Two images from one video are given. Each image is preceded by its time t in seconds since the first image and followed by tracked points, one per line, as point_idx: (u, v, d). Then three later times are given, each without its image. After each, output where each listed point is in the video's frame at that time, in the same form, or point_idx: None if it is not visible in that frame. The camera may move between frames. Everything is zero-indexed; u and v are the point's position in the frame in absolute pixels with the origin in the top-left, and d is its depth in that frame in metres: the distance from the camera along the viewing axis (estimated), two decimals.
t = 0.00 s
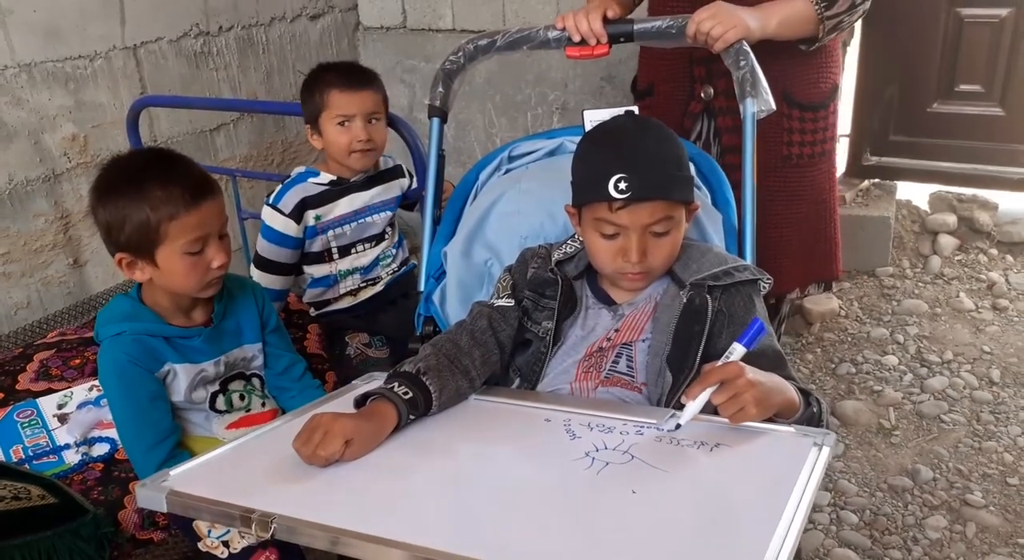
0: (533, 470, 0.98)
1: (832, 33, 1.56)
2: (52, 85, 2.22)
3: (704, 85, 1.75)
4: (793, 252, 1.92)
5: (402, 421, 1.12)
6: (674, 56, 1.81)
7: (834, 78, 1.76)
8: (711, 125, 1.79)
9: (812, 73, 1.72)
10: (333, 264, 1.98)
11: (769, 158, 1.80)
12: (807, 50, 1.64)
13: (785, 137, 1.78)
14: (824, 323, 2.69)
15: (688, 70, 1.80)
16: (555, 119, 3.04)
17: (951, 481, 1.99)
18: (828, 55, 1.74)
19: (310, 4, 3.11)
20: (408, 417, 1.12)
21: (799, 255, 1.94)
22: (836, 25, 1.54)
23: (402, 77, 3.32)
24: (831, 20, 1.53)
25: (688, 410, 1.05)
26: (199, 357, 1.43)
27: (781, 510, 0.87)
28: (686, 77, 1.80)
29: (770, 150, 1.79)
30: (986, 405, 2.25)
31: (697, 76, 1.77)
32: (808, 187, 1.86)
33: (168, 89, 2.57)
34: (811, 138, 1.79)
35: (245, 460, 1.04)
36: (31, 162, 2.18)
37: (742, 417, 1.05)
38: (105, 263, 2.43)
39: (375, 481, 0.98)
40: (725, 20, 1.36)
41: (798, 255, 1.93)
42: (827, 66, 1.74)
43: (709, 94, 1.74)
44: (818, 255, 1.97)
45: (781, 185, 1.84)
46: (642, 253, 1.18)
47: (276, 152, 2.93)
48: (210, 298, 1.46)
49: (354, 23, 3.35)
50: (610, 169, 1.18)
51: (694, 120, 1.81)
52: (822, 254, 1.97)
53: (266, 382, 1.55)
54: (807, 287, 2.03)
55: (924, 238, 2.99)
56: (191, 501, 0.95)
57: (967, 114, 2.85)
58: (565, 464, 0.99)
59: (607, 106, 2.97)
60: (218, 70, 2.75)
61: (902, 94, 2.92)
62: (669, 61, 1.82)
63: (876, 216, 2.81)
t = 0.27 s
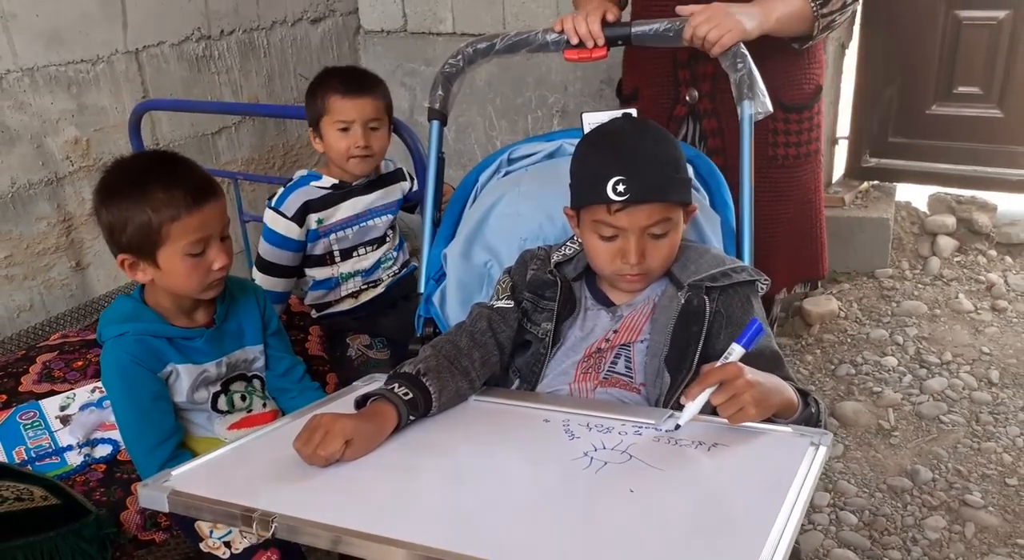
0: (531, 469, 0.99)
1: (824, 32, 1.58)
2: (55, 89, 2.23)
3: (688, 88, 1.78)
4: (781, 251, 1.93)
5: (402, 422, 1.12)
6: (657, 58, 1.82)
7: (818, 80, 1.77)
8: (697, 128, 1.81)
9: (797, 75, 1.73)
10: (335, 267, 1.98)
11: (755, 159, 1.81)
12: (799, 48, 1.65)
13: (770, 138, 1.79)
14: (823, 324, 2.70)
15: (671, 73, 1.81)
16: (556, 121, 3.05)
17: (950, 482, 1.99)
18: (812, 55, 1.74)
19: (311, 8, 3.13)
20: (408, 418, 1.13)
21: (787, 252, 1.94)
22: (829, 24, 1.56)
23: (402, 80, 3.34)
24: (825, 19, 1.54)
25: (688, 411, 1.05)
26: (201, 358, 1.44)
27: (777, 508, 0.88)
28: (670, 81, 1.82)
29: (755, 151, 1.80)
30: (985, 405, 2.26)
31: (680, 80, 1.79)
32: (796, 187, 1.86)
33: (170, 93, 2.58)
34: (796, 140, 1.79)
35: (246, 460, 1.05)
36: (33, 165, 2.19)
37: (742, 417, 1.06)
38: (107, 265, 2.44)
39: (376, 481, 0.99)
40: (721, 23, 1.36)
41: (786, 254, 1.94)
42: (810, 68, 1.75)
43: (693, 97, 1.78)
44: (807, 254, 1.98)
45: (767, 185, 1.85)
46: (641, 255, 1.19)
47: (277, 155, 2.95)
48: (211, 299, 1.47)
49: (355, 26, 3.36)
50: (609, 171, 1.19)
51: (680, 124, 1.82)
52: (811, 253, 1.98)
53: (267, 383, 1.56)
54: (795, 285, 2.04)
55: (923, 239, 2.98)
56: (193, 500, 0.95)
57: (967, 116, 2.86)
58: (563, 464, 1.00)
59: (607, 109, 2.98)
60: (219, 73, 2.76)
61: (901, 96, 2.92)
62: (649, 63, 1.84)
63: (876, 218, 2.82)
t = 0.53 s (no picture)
0: (532, 469, 1.00)
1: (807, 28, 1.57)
2: (57, 92, 2.24)
3: (676, 93, 1.81)
4: (773, 250, 1.93)
5: (403, 422, 1.13)
6: (643, 60, 1.83)
7: (803, 78, 1.78)
8: (687, 132, 1.83)
9: (783, 74, 1.75)
10: (341, 270, 1.98)
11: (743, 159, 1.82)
12: (785, 43, 1.66)
13: (758, 138, 1.80)
14: (824, 325, 2.70)
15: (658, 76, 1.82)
16: (557, 123, 3.06)
17: (951, 482, 2.00)
18: (795, 53, 1.75)
19: (312, 10, 3.14)
20: (410, 418, 1.14)
21: (780, 252, 1.94)
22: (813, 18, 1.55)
23: (404, 82, 3.34)
24: (811, 12, 1.54)
25: (688, 410, 1.06)
26: (204, 359, 1.44)
27: (775, 507, 0.89)
28: (657, 84, 1.83)
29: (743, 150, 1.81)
30: (986, 406, 2.26)
31: (667, 85, 1.81)
32: (786, 186, 1.86)
33: (172, 95, 2.59)
34: (784, 139, 1.80)
35: (249, 460, 1.06)
36: (36, 168, 2.20)
37: (741, 418, 1.06)
38: (109, 267, 2.45)
39: (377, 480, 1.00)
40: (713, 20, 1.38)
41: (778, 253, 1.94)
42: (795, 67, 1.76)
43: (681, 101, 1.80)
44: (801, 253, 1.97)
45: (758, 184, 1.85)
46: (642, 255, 1.19)
47: (279, 157, 2.95)
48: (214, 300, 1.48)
49: (357, 29, 3.37)
50: (611, 173, 1.20)
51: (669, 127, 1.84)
52: (804, 251, 1.97)
53: (269, 384, 1.57)
54: (789, 284, 2.03)
55: (924, 240, 2.97)
56: (196, 500, 0.96)
57: (967, 117, 2.86)
58: (563, 463, 1.01)
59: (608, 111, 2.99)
60: (221, 76, 2.77)
61: (902, 97, 2.93)
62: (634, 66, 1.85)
63: (877, 219, 2.81)
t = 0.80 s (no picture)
0: (534, 467, 1.01)
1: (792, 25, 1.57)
2: (63, 95, 2.26)
3: (662, 97, 1.84)
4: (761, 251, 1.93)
5: (407, 421, 1.14)
6: (628, 65, 1.86)
7: (785, 81, 1.82)
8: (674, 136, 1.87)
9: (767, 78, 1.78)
10: (353, 274, 2.00)
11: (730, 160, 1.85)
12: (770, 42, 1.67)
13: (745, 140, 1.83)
14: (826, 326, 2.70)
15: (644, 82, 1.85)
16: (559, 125, 3.07)
17: (953, 482, 2.00)
18: (776, 56, 1.79)
19: (316, 13, 3.15)
20: (413, 417, 1.15)
21: (768, 253, 1.94)
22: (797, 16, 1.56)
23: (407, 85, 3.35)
24: (795, 8, 1.54)
25: (687, 409, 1.07)
26: (209, 358, 1.46)
27: (776, 505, 0.90)
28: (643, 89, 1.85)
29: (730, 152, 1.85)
30: (988, 406, 2.26)
31: (653, 90, 1.84)
32: (771, 187, 1.89)
33: (177, 98, 2.60)
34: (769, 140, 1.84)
35: (254, 458, 1.07)
36: (41, 170, 2.22)
37: (739, 417, 1.07)
38: (114, 269, 2.46)
39: (381, 478, 1.01)
40: (701, 15, 1.38)
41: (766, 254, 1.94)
42: (778, 70, 1.80)
43: (667, 105, 1.84)
44: (791, 254, 1.96)
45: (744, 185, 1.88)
46: (646, 256, 1.20)
47: (283, 159, 2.97)
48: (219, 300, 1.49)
49: (360, 32, 3.38)
50: (616, 173, 1.21)
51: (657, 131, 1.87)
52: (794, 252, 1.96)
53: (274, 384, 1.58)
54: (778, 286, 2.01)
55: (925, 241, 2.96)
56: (201, 497, 0.97)
57: (968, 118, 2.87)
58: (566, 462, 1.02)
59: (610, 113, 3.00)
60: (226, 79, 2.78)
61: (903, 98, 2.93)
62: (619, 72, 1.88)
63: (878, 219, 2.80)
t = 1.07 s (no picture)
0: (540, 467, 1.01)
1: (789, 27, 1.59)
2: (71, 96, 2.27)
3: (651, 102, 1.90)
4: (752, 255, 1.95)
5: (414, 421, 1.15)
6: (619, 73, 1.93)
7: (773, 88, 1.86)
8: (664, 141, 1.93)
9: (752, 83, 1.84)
10: (359, 275, 2.01)
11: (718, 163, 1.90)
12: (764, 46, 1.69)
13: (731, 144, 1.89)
14: (832, 326, 2.70)
15: (634, 89, 1.93)
16: (565, 126, 3.07)
17: (959, 482, 2.00)
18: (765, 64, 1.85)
19: (323, 14, 3.16)
20: (420, 417, 1.15)
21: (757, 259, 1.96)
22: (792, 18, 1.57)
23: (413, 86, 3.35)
24: (789, 11, 1.56)
25: (691, 408, 1.06)
26: (217, 358, 1.46)
27: (782, 504, 0.90)
28: (633, 96, 1.93)
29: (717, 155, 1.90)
30: (994, 407, 2.26)
31: (642, 96, 1.91)
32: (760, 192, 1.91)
33: (184, 99, 2.62)
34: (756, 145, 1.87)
35: (263, 457, 1.07)
36: (49, 171, 2.23)
37: (742, 415, 1.08)
38: (122, 270, 2.47)
39: (389, 477, 1.01)
40: (702, 21, 1.38)
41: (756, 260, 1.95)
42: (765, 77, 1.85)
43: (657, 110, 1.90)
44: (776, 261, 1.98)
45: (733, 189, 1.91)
46: (652, 255, 1.21)
47: (290, 160, 2.98)
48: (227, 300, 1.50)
49: (366, 33, 3.39)
50: (621, 173, 1.21)
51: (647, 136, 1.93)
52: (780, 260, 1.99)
53: (281, 383, 1.58)
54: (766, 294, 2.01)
55: (931, 242, 2.95)
56: (209, 496, 0.98)
57: (974, 118, 2.86)
58: (572, 461, 1.02)
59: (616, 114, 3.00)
60: (233, 80, 2.79)
61: (909, 99, 2.93)
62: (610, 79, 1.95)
63: (883, 220, 2.80)
